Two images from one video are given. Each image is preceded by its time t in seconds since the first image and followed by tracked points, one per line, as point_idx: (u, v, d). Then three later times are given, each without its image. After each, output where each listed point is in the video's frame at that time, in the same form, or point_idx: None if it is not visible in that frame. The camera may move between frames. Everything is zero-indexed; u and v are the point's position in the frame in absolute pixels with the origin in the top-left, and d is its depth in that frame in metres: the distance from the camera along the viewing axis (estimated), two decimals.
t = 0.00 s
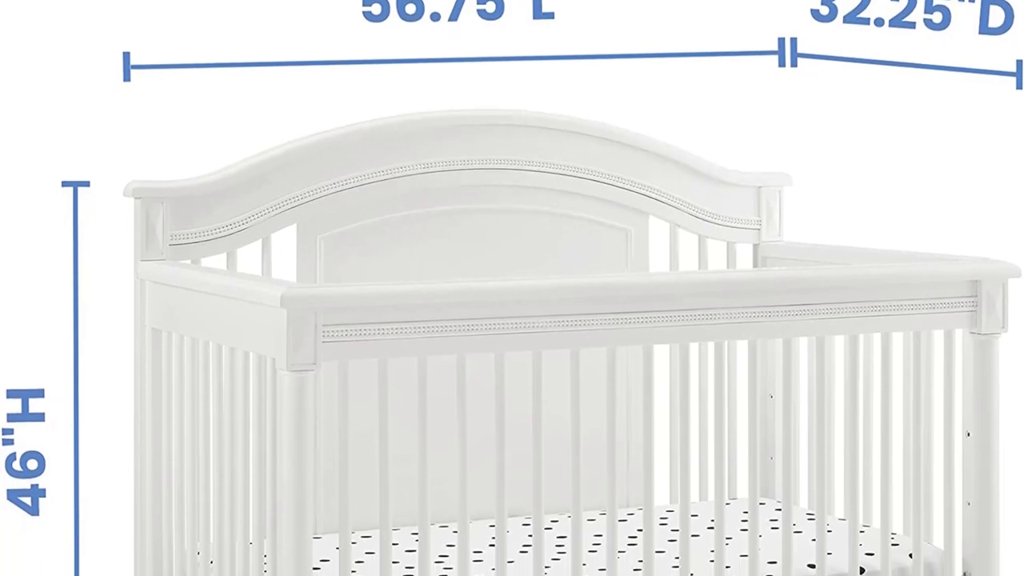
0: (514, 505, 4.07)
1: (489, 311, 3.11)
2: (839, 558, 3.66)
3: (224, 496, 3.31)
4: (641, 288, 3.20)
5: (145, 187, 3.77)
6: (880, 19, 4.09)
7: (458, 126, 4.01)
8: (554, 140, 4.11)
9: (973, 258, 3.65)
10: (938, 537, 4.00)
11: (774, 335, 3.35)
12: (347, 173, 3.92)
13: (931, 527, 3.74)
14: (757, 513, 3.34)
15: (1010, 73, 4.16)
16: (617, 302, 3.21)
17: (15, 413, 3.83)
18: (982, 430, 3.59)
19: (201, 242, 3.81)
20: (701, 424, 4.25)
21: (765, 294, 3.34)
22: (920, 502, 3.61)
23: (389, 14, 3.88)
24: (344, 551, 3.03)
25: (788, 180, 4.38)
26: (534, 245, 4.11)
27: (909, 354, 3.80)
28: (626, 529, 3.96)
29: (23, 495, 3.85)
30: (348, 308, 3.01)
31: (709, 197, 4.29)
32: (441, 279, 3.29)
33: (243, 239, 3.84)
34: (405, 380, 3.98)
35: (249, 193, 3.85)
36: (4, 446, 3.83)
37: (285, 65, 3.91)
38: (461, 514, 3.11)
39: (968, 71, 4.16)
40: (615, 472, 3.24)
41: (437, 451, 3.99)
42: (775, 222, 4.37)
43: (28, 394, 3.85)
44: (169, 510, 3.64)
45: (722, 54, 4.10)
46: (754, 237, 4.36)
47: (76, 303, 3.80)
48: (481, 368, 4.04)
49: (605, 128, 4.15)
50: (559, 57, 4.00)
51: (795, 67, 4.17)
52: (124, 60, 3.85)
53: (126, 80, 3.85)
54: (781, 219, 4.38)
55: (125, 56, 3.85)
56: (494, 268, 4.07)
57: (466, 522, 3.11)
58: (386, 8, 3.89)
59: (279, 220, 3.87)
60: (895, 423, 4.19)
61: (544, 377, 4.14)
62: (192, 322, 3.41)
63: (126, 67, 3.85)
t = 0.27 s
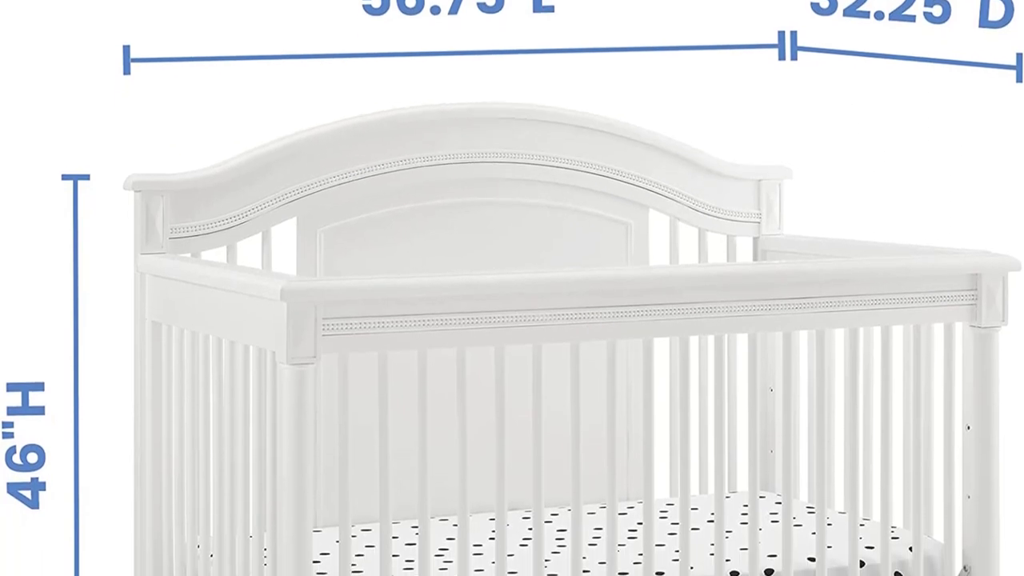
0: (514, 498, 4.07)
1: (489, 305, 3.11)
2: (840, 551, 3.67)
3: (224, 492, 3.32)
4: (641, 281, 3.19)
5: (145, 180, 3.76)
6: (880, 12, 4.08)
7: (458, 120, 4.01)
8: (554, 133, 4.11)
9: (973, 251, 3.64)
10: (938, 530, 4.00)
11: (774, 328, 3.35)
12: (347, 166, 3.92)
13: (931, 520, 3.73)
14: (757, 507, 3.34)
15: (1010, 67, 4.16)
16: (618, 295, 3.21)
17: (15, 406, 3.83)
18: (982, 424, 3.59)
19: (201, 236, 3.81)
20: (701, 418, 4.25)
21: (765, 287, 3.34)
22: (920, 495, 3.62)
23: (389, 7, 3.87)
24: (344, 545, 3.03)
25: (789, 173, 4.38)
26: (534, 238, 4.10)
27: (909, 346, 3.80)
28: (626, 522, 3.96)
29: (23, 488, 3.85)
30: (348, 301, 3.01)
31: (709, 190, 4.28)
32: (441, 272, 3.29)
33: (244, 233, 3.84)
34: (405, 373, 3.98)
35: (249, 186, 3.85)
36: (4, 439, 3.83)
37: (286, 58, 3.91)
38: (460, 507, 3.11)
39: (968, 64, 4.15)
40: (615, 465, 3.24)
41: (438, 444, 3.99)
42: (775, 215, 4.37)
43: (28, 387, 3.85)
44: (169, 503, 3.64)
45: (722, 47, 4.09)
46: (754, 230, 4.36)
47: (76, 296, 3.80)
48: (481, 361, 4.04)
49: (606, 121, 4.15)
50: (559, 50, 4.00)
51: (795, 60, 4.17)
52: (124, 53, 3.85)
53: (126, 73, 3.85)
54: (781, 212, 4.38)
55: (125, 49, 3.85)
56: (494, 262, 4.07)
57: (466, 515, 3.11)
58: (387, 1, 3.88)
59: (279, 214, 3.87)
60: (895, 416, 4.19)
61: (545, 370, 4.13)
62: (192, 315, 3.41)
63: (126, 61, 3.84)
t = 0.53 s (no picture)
0: (514, 491, 4.07)
1: (488, 297, 3.11)
2: (839, 543, 3.67)
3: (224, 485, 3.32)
4: (641, 274, 3.20)
5: (145, 173, 3.76)
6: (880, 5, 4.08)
7: (458, 112, 4.01)
8: (554, 125, 4.11)
9: (973, 244, 3.64)
10: (938, 522, 4.00)
11: (774, 320, 3.35)
12: (347, 158, 3.92)
13: (931, 513, 3.73)
14: (757, 499, 3.34)
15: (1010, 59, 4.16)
16: (618, 287, 3.21)
17: (16, 398, 3.84)
18: (982, 415, 3.60)
19: (201, 228, 3.80)
20: (701, 409, 4.25)
21: (764, 280, 3.34)
22: (920, 487, 3.62)
23: None
24: (344, 537, 3.04)
25: (789, 165, 4.37)
26: (534, 230, 4.10)
27: (909, 338, 3.80)
28: (626, 515, 3.96)
29: (23, 480, 3.85)
30: (348, 294, 3.01)
31: (709, 182, 4.28)
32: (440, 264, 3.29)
33: (243, 225, 3.84)
34: (405, 365, 3.98)
35: (249, 179, 3.85)
36: (4, 431, 3.83)
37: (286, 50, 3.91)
38: (460, 499, 3.11)
39: (968, 57, 4.15)
40: (615, 458, 3.24)
41: (438, 436, 3.99)
42: (775, 208, 4.36)
43: (28, 379, 3.85)
44: (169, 496, 3.64)
45: (722, 39, 4.09)
46: (754, 223, 4.36)
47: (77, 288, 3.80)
48: (481, 353, 4.04)
49: (605, 114, 4.15)
50: (559, 42, 4.00)
51: (795, 52, 4.17)
52: (124, 46, 3.85)
53: (126, 66, 3.85)
54: (781, 204, 4.37)
55: (125, 41, 3.85)
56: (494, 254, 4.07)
57: (466, 508, 3.11)
58: None
59: (279, 206, 3.87)
60: (894, 407, 4.20)
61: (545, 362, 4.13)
62: (192, 308, 3.41)
63: (126, 54, 3.84)
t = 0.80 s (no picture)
0: (514, 483, 4.07)
1: (488, 289, 3.11)
2: (839, 535, 3.67)
3: (224, 480, 3.32)
4: (641, 265, 3.19)
5: (144, 164, 3.76)
6: None
7: (458, 104, 4.01)
8: (554, 117, 4.10)
9: (973, 236, 3.64)
10: (938, 514, 4.00)
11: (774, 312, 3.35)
12: (347, 150, 3.92)
13: (931, 505, 3.72)
14: (757, 491, 3.35)
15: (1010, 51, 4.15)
16: (618, 279, 3.21)
17: (16, 390, 3.84)
18: (982, 408, 3.60)
19: (201, 220, 3.80)
20: (701, 401, 4.25)
21: (764, 272, 3.34)
22: (920, 480, 3.62)
23: None
24: (344, 529, 3.04)
25: (789, 157, 4.37)
26: (534, 222, 4.10)
27: (909, 333, 3.79)
28: (626, 506, 3.96)
29: (23, 472, 3.85)
30: (348, 286, 3.01)
31: (709, 174, 4.28)
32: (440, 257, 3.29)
33: (243, 217, 3.84)
34: (405, 357, 3.98)
35: (249, 170, 3.85)
36: (5, 423, 3.83)
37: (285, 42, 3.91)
38: (460, 491, 3.12)
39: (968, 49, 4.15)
40: (615, 450, 3.24)
41: (437, 428, 3.99)
42: (775, 199, 4.36)
43: (28, 370, 3.85)
44: (169, 488, 3.64)
45: (722, 32, 4.09)
46: (754, 215, 4.35)
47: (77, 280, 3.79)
48: (481, 345, 4.04)
49: (605, 106, 4.14)
50: (559, 34, 4.00)
51: (795, 44, 4.16)
52: (124, 37, 3.84)
53: (126, 58, 3.84)
54: (781, 196, 4.37)
55: (125, 33, 3.84)
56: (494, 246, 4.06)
57: (466, 500, 3.11)
58: None
59: (278, 198, 3.87)
60: (894, 398, 4.20)
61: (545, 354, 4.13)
62: (191, 300, 3.41)
63: (126, 45, 3.84)
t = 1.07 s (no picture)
0: (514, 474, 4.08)
1: (488, 280, 3.11)
2: (839, 525, 3.67)
3: (225, 461, 3.31)
4: (641, 256, 3.20)
5: (145, 155, 3.76)
6: None
7: (458, 95, 4.01)
8: (554, 108, 4.10)
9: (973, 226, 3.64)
10: (938, 505, 4.00)
11: (774, 303, 3.35)
12: (347, 141, 3.91)
13: (931, 495, 3.70)
14: (757, 482, 3.35)
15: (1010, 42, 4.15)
16: (618, 270, 3.20)
17: (16, 381, 3.84)
18: (982, 398, 3.60)
19: (201, 211, 3.80)
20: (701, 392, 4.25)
21: (765, 262, 3.34)
22: (920, 470, 3.62)
23: None
24: (344, 520, 3.04)
25: (789, 147, 4.37)
26: (534, 213, 4.10)
27: (909, 321, 3.77)
28: (626, 497, 3.96)
29: (23, 463, 3.85)
30: (348, 276, 3.01)
31: (709, 165, 4.28)
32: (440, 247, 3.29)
33: (243, 208, 3.84)
34: (405, 348, 3.98)
35: (249, 161, 3.84)
36: (5, 414, 3.83)
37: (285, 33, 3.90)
38: (461, 482, 3.12)
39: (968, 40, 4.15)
40: (615, 441, 3.25)
41: (437, 419, 3.99)
42: (775, 190, 4.36)
43: (28, 361, 3.85)
44: (170, 478, 3.64)
45: (722, 23, 4.09)
46: (754, 205, 4.35)
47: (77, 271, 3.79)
48: (481, 336, 4.04)
49: (605, 96, 4.14)
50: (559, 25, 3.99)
51: (795, 35, 4.16)
52: (124, 28, 3.84)
53: (126, 49, 3.84)
54: (781, 187, 4.37)
55: (125, 24, 3.84)
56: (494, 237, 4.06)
57: (466, 491, 3.11)
58: None
59: (278, 189, 3.86)
60: (893, 388, 4.20)
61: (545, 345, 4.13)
62: (192, 291, 3.41)
63: (126, 37, 3.83)
